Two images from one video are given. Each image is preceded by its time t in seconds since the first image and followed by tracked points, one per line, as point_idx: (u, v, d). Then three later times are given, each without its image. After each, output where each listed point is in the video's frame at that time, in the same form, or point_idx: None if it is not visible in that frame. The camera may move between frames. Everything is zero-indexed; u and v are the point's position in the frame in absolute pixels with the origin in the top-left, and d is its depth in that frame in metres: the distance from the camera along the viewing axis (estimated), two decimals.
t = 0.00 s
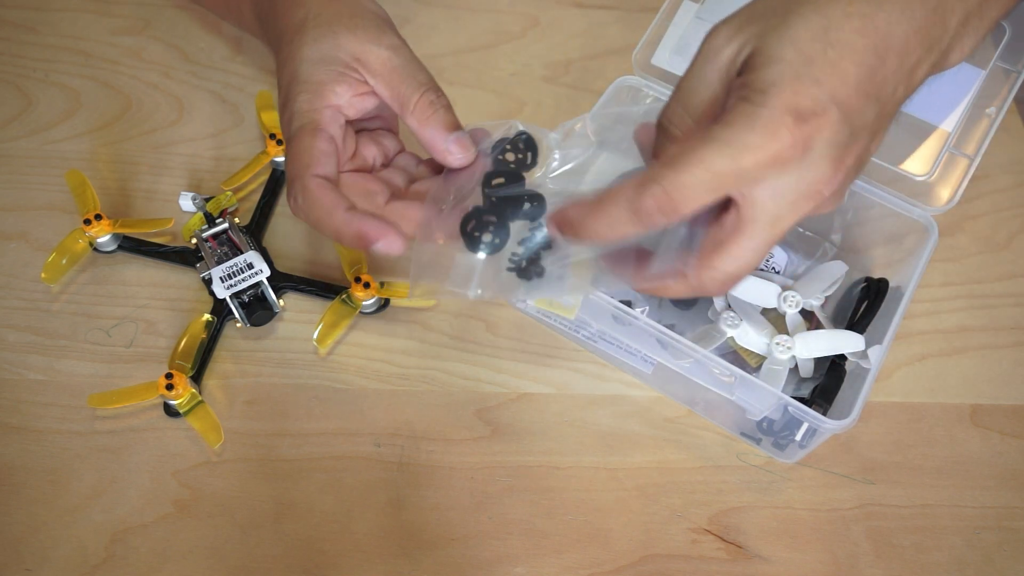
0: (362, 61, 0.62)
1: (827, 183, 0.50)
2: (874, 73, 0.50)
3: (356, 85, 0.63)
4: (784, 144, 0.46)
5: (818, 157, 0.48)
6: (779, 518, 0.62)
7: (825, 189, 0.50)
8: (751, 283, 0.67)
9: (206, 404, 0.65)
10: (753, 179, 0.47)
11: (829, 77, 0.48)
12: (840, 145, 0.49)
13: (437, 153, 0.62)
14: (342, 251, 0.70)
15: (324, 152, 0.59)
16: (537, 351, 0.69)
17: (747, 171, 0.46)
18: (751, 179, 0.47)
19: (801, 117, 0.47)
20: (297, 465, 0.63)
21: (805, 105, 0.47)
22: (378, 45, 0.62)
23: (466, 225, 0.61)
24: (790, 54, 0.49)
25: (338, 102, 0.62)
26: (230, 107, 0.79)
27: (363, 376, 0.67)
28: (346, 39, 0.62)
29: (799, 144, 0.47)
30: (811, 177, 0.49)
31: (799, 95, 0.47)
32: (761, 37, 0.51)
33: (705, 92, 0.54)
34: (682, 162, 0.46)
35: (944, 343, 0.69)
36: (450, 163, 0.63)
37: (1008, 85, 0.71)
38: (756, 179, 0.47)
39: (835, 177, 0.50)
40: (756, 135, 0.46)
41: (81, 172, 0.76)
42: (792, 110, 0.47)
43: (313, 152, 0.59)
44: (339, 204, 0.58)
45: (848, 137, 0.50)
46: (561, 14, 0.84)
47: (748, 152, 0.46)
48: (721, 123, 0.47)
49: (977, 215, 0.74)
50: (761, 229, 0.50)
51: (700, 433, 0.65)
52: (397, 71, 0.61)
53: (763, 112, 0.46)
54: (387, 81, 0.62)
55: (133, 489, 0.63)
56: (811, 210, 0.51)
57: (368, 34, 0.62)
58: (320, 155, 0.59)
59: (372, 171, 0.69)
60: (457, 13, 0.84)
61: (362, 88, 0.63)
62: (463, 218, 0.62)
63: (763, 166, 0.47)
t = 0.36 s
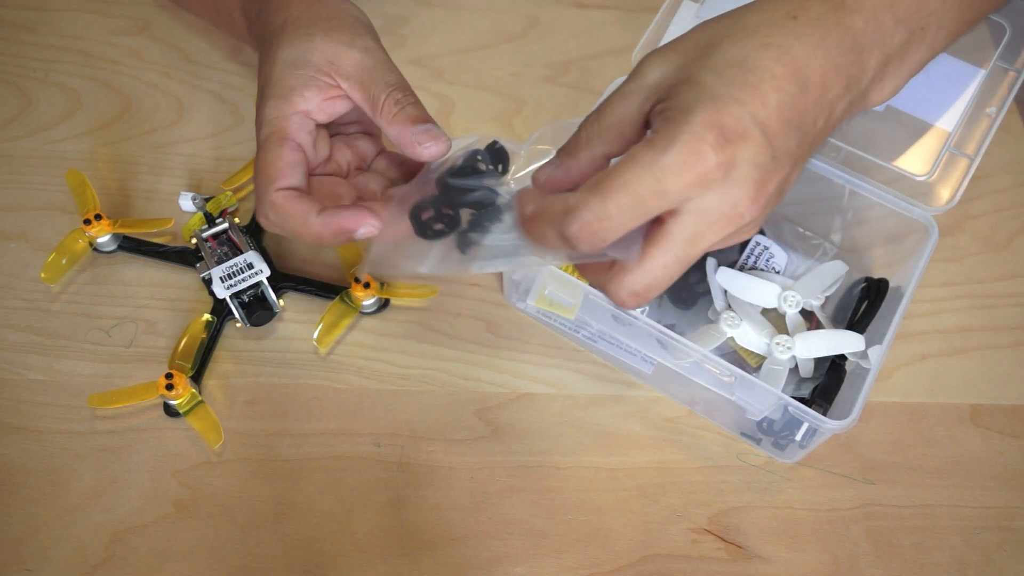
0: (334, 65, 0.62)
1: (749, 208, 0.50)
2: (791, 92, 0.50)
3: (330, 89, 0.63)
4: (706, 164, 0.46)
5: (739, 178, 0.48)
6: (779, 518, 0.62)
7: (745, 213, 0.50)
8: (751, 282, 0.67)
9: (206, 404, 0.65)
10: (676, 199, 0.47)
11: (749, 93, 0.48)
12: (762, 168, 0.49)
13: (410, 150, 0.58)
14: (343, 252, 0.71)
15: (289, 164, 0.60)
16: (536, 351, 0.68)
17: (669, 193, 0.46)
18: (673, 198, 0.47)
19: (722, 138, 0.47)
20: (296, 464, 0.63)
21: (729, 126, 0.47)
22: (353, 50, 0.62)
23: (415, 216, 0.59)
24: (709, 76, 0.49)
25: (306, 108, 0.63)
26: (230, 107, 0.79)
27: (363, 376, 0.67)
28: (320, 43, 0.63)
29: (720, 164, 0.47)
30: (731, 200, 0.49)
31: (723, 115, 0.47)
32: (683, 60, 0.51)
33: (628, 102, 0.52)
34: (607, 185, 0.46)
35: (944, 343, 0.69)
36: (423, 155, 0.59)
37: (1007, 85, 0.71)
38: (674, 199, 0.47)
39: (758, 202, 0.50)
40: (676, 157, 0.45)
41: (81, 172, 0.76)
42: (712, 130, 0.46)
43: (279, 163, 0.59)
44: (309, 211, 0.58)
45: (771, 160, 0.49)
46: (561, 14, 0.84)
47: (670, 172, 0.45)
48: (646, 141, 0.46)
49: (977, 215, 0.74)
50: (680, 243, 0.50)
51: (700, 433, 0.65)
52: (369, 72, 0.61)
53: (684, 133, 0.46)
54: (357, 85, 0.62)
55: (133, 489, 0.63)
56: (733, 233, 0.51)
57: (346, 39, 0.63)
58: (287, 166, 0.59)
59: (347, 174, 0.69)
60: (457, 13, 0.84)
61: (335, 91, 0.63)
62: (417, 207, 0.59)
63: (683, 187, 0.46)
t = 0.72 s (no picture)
0: (334, 74, 0.63)
1: (695, 224, 0.47)
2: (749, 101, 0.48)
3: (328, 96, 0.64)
4: (654, 187, 0.44)
5: (687, 197, 0.46)
6: (779, 518, 0.62)
7: (693, 230, 0.48)
8: (750, 282, 0.67)
9: (206, 404, 0.65)
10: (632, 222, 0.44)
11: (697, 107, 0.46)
12: (708, 185, 0.47)
13: (411, 159, 0.61)
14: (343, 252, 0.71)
15: (273, 171, 0.60)
16: (536, 351, 0.68)
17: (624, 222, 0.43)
18: (626, 225, 0.43)
19: (667, 159, 0.44)
20: (297, 464, 0.63)
21: (673, 146, 0.45)
22: (352, 58, 0.63)
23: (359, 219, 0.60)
24: (659, 87, 0.46)
25: (304, 118, 0.63)
26: (230, 107, 0.79)
27: (362, 376, 0.67)
28: (319, 52, 0.63)
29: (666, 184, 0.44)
30: (679, 220, 0.46)
31: (666, 134, 0.45)
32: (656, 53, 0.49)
33: (578, 113, 0.49)
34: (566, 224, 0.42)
35: (944, 343, 0.69)
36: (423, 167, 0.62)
37: (1007, 86, 0.71)
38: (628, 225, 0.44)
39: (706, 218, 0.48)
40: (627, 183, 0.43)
41: (81, 172, 0.76)
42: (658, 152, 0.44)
43: (261, 170, 0.60)
44: (272, 226, 0.57)
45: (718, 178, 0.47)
46: (561, 14, 0.84)
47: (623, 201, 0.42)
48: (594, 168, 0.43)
49: (977, 215, 0.74)
50: (632, 265, 0.47)
51: (700, 433, 0.65)
52: (370, 81, 0.63)
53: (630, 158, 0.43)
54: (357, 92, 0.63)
55: (133, 489, 0.63)
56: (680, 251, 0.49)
57: (345, 46, 0.64)
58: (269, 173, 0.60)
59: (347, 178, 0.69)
60: (457, 13, 0.84)
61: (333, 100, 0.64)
62: (361, 212, 0.61)
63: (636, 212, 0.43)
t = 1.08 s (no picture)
0: (324, 85, 0.63)
1: (723, 253, 0.49)
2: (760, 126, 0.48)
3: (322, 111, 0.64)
4: (672, 228, 0.46)
5: (712, 228, 0.47)
6: (779, 518, 0.62)
7: (721, 256, 0.49)
8: (750, 283, 0.67)
9: (206, 404, 0.65)
10: (649, 253, 0.47)
11: (714, 138, 0.46)
12: (731, 214, 0.47)
13: (383, 178, 0.59)
14: (343, 253, 0.71)
15: (273, 191, 0.62)
16: (536, 351, 0.68)
17: (636, 262, 0.47)
18: (643, 263, 0.48)
19: (688, 197, 0.45)
20: (297, 465, 0.63)
21: (691, 183, 0.45)
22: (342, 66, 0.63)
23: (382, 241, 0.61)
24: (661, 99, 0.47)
25: (300, 130, 0.63)
26: (230, 107, 0.79)
27: (362, 376, 0.67)
28: (309, 60, 0.63)
29: (687, 224, 0.46)
30: (705, 249, 0.48)
31: (683, 173, 0.45)
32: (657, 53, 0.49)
33: (588, 146, 0.49)
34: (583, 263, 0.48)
35: (944, 343, 0.69)
36: (399, 187, 0.60)
37: (1007, 85, 0.71)
38: (645, 262, 0.47)
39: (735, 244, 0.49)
40: (641, 228, 0.46)
41: (81, 172, 0.76)
42: (679, 193, 0.45)
43: (261, 190, 0.61)
44: (275, 251, 0.61)
45: (741, 201, 0.47)
46: (561, 14, 0.84)
47: (635, 246, 0.46)
48: (612, 212, 0.47)
49: (978, 215, 0.74)
50: (652, 286, 0.51)
51: (700, 433, 0.65)
52: (355, 91, 0.62)
53: (648, 204, 0.45)
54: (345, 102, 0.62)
55: (133, 489, 0.63)
56: (707, 274, 0.51)
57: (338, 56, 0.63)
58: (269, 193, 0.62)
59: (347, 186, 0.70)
60: (457, 12, 0.84)
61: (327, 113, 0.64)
62: (380, 233, 0.61)
63: (651, 253, 0.47)
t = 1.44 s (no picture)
0: (333, 88, 0.63)
1: (714, 266, 0.49)
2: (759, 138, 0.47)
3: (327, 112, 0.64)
4: (659, 241, 0.47)
5: (702, 242, 0.48)
6: (779, 518, 0.62)
7: (711, 269, 0.49)
8: (750, 282, 0.67)
9: (206, 404, 0.65)
10: (633, 259, 0.48)
11: (710, 154, 0.46)
12: (722, 230, 0.47)
13: (388, 185, 0.60)
14: (344, 253, 0.71)
15: (272, 184, 0.61)
16: (536, 351, 0.68)
17: (619, 267, 0.48)
18: (628, 269, 0.49)
19: (678, 212, 0.46)
20: (297, 465, 0.63)
21: (680, 198, 0.46)
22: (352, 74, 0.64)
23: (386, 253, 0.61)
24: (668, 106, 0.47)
25: (303, 129, 0.63)
26: (230, 107, 0.79)
27: (362, 376, 0.67)
28: (321, 63, 0.64)
29: (675, 238, 0.46)
30: (695, 262, 0.48)
31: (673, 188, 0.45)
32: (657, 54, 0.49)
33: (589, 155, 0.50)
34: (569, 263, 0.50)
35: (944, 343, 0.69)
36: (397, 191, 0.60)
37: (1007, 86, 0.71)
38: (630, 268, 0.49)
39: (727, 259, 0.49)
40: (627, 237, 0.47)
41: (81, 172, 0.76)
42: (668, 208, 0.46)
43: (261, 182, 0.61)
44: (272, 242, 0.60)
45: (734, 218, 0.47)
46: (561, 14, 0.84)
47: (621, 252, 0.47)
48: (603, 216, 0.48)
49: (977, 215, 0.74)
50: (642, 292, 0.52)
51: (700, 433, 0.65)
52: (364, 101, 0.63)
53: (635, 214, 0.46)
54: (350, 110, 0.63)
55: (133, 489, 0.63)
56: (698, 287, 0.51)
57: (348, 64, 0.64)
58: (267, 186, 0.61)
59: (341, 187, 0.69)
60: (457, 13, 0.84)
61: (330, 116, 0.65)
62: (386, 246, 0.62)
63: (636, 261, 0.48)
